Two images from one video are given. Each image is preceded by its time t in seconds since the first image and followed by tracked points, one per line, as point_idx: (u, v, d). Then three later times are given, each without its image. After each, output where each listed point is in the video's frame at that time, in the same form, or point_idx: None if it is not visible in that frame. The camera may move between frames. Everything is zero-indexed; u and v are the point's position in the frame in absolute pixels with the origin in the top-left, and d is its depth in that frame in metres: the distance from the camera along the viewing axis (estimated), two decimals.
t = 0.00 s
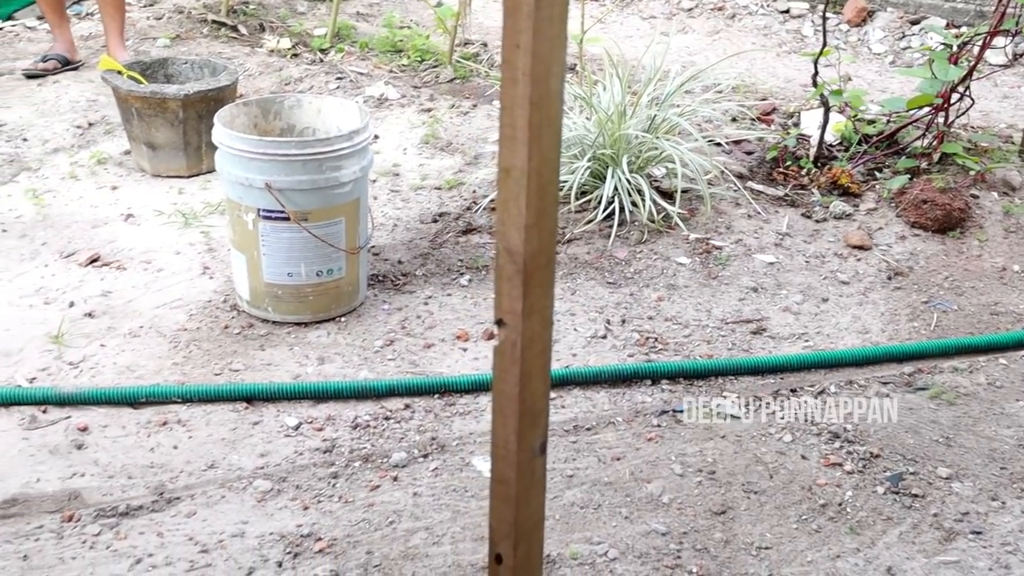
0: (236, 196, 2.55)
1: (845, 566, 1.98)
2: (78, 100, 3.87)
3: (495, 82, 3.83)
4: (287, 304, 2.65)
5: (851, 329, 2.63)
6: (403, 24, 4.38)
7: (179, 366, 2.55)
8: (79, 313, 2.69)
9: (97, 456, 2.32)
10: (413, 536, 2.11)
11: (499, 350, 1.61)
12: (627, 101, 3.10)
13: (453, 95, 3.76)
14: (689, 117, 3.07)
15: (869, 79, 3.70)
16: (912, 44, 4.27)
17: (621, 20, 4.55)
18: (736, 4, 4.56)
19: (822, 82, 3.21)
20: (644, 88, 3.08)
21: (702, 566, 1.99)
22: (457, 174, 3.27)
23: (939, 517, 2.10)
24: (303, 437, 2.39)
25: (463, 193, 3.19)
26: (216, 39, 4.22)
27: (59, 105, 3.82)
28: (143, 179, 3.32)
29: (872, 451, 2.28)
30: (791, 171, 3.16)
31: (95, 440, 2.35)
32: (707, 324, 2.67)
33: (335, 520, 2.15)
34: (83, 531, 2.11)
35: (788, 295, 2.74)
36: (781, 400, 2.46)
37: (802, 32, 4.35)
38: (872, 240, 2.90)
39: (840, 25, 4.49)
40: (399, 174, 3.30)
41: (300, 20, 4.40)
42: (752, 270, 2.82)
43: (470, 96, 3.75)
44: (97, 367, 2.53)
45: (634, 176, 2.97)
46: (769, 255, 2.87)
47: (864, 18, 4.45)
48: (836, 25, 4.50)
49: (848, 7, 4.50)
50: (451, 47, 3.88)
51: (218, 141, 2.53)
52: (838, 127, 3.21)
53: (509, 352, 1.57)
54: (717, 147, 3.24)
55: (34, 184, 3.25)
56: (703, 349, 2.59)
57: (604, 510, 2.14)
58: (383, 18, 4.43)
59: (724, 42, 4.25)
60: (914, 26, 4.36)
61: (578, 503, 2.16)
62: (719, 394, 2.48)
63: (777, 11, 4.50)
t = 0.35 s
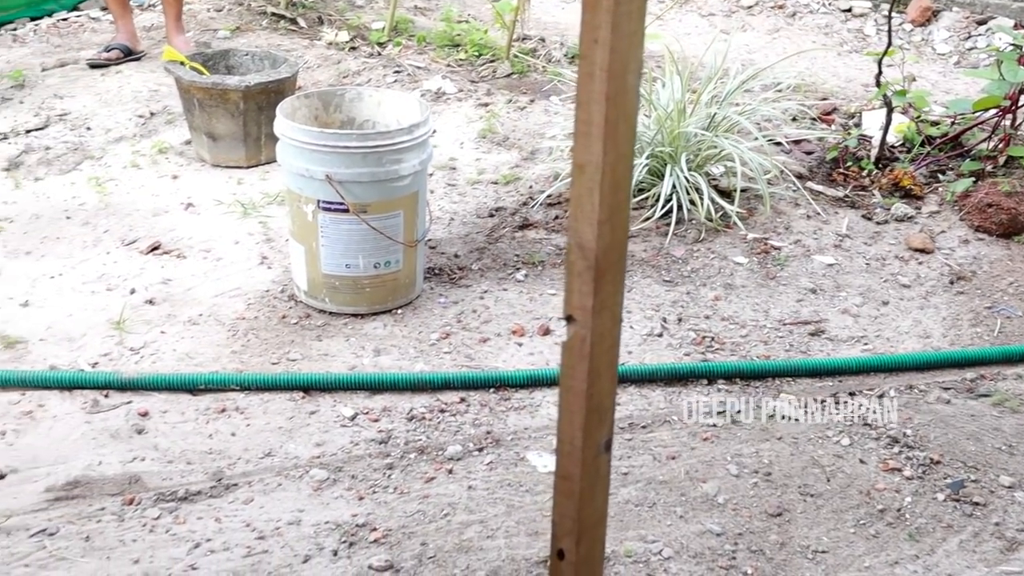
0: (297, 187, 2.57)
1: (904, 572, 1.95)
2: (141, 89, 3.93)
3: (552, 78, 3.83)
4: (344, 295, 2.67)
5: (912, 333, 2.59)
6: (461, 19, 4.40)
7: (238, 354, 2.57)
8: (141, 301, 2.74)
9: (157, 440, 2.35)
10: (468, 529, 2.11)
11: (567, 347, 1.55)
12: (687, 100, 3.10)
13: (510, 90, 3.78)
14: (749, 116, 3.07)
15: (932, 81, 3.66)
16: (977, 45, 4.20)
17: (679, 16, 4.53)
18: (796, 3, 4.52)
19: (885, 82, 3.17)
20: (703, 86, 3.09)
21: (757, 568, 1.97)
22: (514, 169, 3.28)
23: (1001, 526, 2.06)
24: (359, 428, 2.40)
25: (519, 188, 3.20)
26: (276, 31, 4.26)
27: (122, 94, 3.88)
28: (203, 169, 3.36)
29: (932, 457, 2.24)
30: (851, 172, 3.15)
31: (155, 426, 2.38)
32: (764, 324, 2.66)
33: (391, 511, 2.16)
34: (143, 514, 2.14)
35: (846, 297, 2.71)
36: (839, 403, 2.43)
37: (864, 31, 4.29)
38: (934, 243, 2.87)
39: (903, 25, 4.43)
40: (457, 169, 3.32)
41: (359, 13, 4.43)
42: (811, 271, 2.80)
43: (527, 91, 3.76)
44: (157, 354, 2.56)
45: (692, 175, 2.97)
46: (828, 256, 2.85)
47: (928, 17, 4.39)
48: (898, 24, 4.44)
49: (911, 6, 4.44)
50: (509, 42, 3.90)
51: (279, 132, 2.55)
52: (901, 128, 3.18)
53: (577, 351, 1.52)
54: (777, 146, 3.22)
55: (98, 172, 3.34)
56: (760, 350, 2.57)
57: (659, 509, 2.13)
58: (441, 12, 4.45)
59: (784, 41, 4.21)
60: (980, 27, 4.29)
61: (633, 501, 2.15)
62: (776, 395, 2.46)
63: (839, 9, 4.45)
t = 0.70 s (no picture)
0: (353, 175, 2.58)
1: None
2: (198, 74, 3.95)
3: (607, 69, 3.81)
4: (397, 284, 2.68)
5: (970, 335, 2.56)
6: (516, 8, 4.40)
7: (291, 340, 2.59)
8: (197, 284, 2.77)
9: (212, 424, 2.37)
10: (519, 521, 2.11)
11: (632, 344, 1.53)
12: (744, 95, 3.08)
13: (563, 81, 3.77)
14: (807, 113, 3.04)
15: (994, 79, 3.60)
16: None
17: (736, 9, 4.49)
18: None
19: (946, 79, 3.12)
20: (762, 81, 3.06)
21: (809, 569, 1.96)
22: (567, 161, 3.28)
23: None
24: (411, 417, 2.41)
25: (573, 180, 3.20)
26: (331, 18, 4.28)
27: (179, 79, 3.91)
28: (259, 155, 3.39)
29: (990, 462, 2.21)
30: (909, 170, 3.11)
31: (210, 409, 2.40)
32: (818, 323, 2.63)
33: (442, 501, 2.16)
34: (198, 496, 2.16)
35: (903, 298, 2.68)
36: (894, 405, 2.40)
37: (925, 27, 4.23)
38: (993, 244, 2.83)
39: (965, 21, 4.35)
40: (509, 159, 3.32)
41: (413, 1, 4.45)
42: (867, 270, 2.77)
43: (581, 83, 3.76)
44: (212, 338, 2.59)
45: (747, 170, 2.96)
46: (884, 255, 2.82)
47: (991, 13, 4.31)
48: (960, 19, 4.37)
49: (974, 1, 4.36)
50: (563, 33, 3.89)
51: (337, 120, 2.56)
52: (961, 127, 3.15)
53: (644, 347, 1.49)
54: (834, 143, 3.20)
55: (155, 156, 3.38)
56: (814, 349, 2.54)
57: (711, 506, 2.12)
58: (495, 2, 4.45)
59: (842, 35, 4.16)
60: None
61: (684, 498, 2.14)
62: (830, 395, 2.44)
63: (899, 4, 4.38)
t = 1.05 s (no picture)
0: (411, 167, 2.59)
1: None
2: (255, 63, 3.98)
3: (663, 66, 3.82)
4: (451, 277, 2.69)
5: None
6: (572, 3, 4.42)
7: (346, 330, 2.61)
8: (253, 272, 2.80)
9: (266, 411, 2.39)
10: (570, 517, 2.11)
11: (698, 345, 1.50)
12: (802, 95, 3.06)
13: (619, 77, 3.77)
14: (867, 113, 3.01)
15: None
16: None
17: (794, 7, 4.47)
18: None
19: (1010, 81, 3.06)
20: (821, 81, 3.03)
21: None
22: (621, 157, 3.29)
23: None
24: (464, 410, 2.41)
25: (627, 177, 3.22)
26: (387, 10, 4.31)
27: (237, 67, 3.94)
28: (315, 145, 3.41)
29: None
30: (969, 175, 3.12)
31: (264, 396, 2.42)
32: (874, 327, 2.61)
33: (493, 495, 2.17)
34: (253, 482, 2.18)
35: (961, 304, 2.65)
36: (951, 413, 2.36)
37: (987, 28, 4.18)
38: None
39: None
40: (563, 154, 3.33)
41: None
42: (925, 274, 2.75)
43: (636, 79, 3.76)
44: (267, 326, 2.61)
45: (805, 171, 2.95)
46: (943, 260, 2.80)
47: None
48: None
49: None
50: (620, 29, 3.89)
51: (396, 112, 2.56)
52: None
53: (711, 349, 1.46)
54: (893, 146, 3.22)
55: (213, 143, 3.42)
56: (870, 353, 2.52)
57: (763, 509, 2.11)
58: None
59: (902, 34, 4.12)
60: None
61: (737, 500, 2.13)
62: (886, 400, 2.41)
63: (961, 5, 4.33)
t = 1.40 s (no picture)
0: (462, 175, 2.59)
1: None
2: (308, 67, 4.01)
3: (714, 77, 3.82)
4: (500, 285, 2.69)
5: None
6: (624, 11, 4.46)
7: (394, 335, 2.62)
8: (303, 276, 2.82)
9: (315, 415, 2.39)
10: (616, 530, 2.08)
11: (760, 362, 1.48)
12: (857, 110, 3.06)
13: (670, 87, 3.77)
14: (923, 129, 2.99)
15: None
16: None
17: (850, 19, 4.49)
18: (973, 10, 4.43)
19: None
20: (877, 96, 3.02)
21: None
22: (672, 168, 3.29)
23: None
24: (510, 419, 2.40)
25: (677, 188, 3.21)
26: (439, 16, 4.35)
27: (290, 71, 3.97)
28: (365, 150, 3.44)
29: None
30: None
31: (313, 400, 2.43)
32: (926, 344, 2.58)
33: (539, 505, 2.15)
34: (300, 486, 2.19)
35: (1017, 324, 2.61)
36: (1005, 435, 2.33)
37: None
38: None
39: None
40: (613, 164, 3.34)
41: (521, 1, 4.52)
42: (979, 293, 2.72)
43: (688, 89, 3.76)
44: (317, 329, 2.63)
45: (858, 185, 2.94)
46: (998, 278, 2.77)
47: None
48: None
49: None
50: (671, 39, 3.89)
51: (449, 119, 2.57)
52: None
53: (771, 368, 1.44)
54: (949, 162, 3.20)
55: (265, 146, 3.45)
56: (922, 372, 2.48)
57: (811, 527, 2.07)
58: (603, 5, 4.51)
59: (958, 47, 4.13)
60: None
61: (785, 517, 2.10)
62: (938, 421, 2.37)
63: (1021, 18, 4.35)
